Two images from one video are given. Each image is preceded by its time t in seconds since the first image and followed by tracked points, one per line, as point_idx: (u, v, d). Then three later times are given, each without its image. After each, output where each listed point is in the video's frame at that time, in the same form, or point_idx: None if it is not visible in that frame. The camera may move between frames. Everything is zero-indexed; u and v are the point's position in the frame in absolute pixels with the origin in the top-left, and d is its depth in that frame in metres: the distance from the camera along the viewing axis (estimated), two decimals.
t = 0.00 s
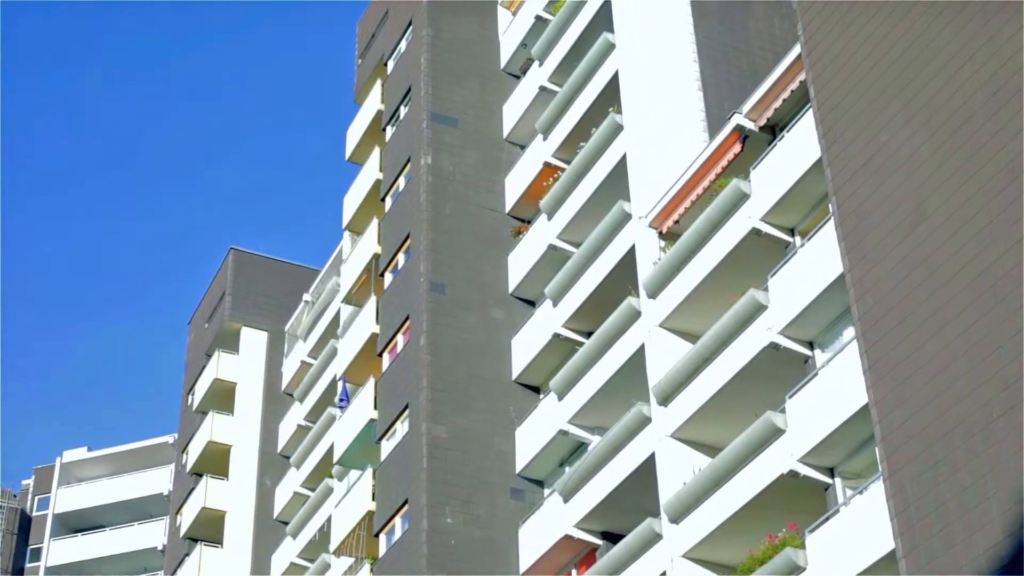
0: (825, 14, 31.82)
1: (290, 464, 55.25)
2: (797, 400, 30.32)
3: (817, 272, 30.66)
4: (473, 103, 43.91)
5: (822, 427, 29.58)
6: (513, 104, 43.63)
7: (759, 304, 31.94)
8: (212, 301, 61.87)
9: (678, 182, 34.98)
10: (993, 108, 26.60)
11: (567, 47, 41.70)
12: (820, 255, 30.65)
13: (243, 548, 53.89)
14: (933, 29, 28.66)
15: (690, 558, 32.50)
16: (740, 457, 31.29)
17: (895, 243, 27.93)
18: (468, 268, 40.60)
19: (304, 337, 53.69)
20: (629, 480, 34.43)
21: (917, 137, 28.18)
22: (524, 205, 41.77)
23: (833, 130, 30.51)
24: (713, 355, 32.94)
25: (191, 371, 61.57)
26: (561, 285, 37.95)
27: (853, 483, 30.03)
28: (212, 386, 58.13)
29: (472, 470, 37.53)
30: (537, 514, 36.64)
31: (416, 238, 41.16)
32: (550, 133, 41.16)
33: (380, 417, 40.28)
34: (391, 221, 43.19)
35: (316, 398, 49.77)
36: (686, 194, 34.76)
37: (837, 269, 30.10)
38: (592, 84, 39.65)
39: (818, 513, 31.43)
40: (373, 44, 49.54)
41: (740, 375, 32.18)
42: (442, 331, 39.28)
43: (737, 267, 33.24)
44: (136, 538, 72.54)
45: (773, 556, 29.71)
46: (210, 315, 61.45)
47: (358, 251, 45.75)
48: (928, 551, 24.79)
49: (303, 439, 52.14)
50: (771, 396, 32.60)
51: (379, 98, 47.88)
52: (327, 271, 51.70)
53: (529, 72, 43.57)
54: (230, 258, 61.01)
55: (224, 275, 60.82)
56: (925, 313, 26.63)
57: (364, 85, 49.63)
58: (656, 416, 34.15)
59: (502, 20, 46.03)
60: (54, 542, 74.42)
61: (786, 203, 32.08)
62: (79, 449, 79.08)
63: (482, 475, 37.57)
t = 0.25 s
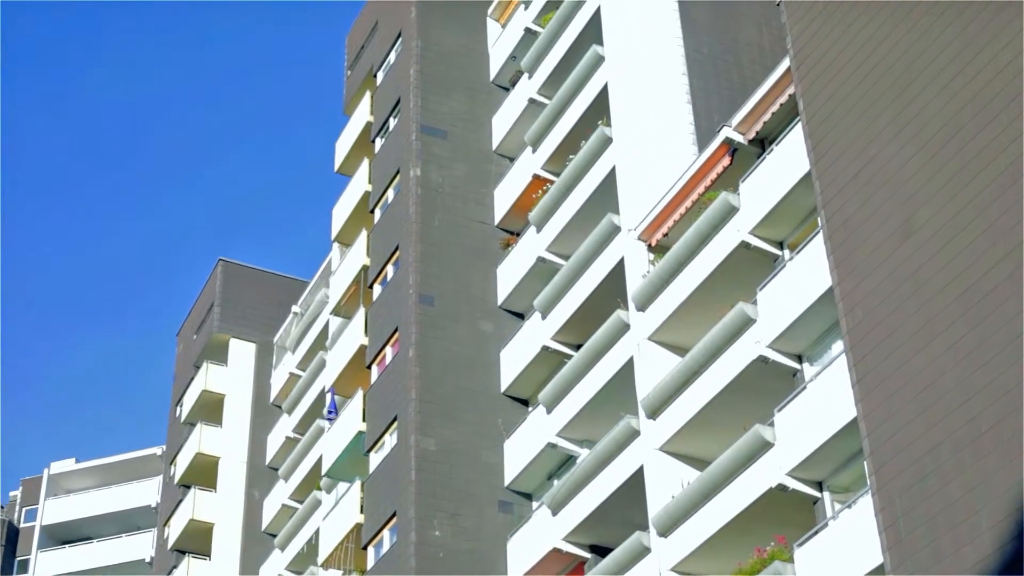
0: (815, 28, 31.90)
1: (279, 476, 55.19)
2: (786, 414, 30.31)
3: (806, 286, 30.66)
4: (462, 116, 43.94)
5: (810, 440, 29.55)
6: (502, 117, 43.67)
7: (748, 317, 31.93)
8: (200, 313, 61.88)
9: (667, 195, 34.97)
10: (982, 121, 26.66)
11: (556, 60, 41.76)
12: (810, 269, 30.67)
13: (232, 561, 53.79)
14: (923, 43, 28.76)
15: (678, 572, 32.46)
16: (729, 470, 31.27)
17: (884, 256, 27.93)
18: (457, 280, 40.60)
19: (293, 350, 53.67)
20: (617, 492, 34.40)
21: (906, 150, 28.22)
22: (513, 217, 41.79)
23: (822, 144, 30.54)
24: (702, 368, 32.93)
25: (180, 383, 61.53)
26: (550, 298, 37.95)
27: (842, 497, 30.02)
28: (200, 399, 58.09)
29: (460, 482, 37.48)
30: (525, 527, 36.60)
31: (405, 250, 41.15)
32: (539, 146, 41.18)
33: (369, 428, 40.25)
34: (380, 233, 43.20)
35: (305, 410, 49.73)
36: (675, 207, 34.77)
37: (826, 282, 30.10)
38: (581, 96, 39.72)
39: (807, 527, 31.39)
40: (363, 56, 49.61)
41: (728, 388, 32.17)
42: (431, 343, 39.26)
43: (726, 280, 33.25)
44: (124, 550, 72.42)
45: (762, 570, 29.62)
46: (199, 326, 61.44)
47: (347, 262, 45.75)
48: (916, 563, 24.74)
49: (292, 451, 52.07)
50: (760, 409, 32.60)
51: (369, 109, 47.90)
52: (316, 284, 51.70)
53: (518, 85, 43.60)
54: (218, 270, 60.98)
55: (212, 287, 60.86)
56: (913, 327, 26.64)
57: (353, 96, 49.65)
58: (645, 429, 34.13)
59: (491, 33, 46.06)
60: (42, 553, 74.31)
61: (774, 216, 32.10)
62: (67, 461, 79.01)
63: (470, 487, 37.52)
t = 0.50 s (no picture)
0: (802, 46, 32.04)
1: (264, 490, 55.07)
2: (772, 429, 30.36)
3: (793, 301, 30.73)
4: (451, 130, 43.98)
5: (797, 456, 29.57)
6: (490, 132, 43.71)
7: (735, 333, 31.98)
8: (187, 327, 61.83)
9: (655, 211, 34.99)
10: (969, 138, 26.79)
11: (544, 75, 41.86)
12: (797, 284, 30.72)
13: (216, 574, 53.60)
14: (910, 60, 28.92)
15: None
16: (715, 485, 31.29)
17: (870, 273, 27.99)
18: (445, 295, 40.59)
19: (279, 363, 53.61)
20: (604, 508, 34.41)
21: (893, 167, 28.33)
22: (502, 232, 41.82)
23: (809, 161, 30.62)
24: (689, 383, 32.97)
25: (166, 397, 61.43)
26: (537, 313, 37.98)
27: (829, 512, 30.09)
28: (186, 412, 57.99)
29: (447, 497, 37.42)
30: (512, 542, 36.58)
31: (393, 264, 41.13)
32: (527, 161, 41.23)
33: (356, 443, 40.20)
34: (368, 248, 43.19)
35: (291, 424, 49.64)
36: (663, 222, 34.80)
37: (813, 298, 30.17)
38: (570, 112, 39.75)
39: (793, 543, 31.42)
40: (351, 71, 49.62)
41: (715, 403, 32.20)
42: (418, 357, 39.23)
43: (713, 296, 33.30)
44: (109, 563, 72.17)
45: None
46: (186, 340, 61.40)
47: (334, 276, 45.73)
48: None
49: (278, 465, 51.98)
50: (746, 425, 32.64)
51: (357, 124, 47.92)
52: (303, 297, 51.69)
53: (507, 100, 43.66)
54: (206, 283, 60.95)
55: (199, 302, 60.88)
56: (899, 344, 26.70)
57: (342, 110, 49.66)
58: (631, 445, 34.17)
59: (480, 48, 46.11)
60: (26, 567, 74.04)
61: (762, 232, 32.17)
62: (52, 474, 78.82)
63: (456, 501, 37.46)
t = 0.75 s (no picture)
0: (791, 62, 32.11)
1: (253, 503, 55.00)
2: (761, 444, 30.35)
3: (782, 316, 30.77)
4: (441, 144, 44.01)
5: (786, 471, 29.55)
6: (481, 145, 43.77)
7: (724, 347, 32.01)
8: (176, 339, 61.79)
9: (644, 225, 35.05)
10: (959, 153, 26.85)
11: (535, 89, 42.01)
12: (786, 299, 30.76)
13: None
14: (899, 75, 29.00)
15: None
16: (704, 500, 31.28)
17: (858, 288, 28.00)
18: (434, 308, 40.58)
19: (269, 376, 53.60)
20: (592, 522, 34.41)
21: (882, 182, 28.39)
22: (491, 245, 41.83)
23: (798, 176, 30.66)
24: (678, 398, 32.99)
25: (155, 409, 61.35)
26: (526, 327, 38.01)
27: (818, 527, 30.09)
28: (175, 424, 57.92)
29: (436, 511, 37.35)
30: (500, 556, 36.59)
31: (382, 277, 41.12)
32: (517, 175, 41.30)
33: (344, 456, 40.16)
34: (357, 261, 43.20)
35: (280, 436, 49.61)
36: (652, 236, 34.82)
37: (802, 313, 30.21)
38: (560, 126, 39.89)
39: (781, 558, 31.41)
40: (342, 83, 49.67)
41: (704, 418, 32.22)
42: (407, 370, 39.21)
43: (702, 310, 33.34)
44: None
45: None
46: (175, 352, 61.36)
47: (324, 289, 45.74)
48: None
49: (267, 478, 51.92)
50: (734, 440, 32.66)
51: (347, 137, 47.97)
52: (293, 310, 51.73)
53: (497, 113, 43.67)
54: (195, 296, 61.10)
55: (189, 314, 60.88)
56: (887, 359, 26.70)
57: (332, 123, 49.66)
58: (620, 459, 34.18)
59: (471, 61, 46.21)
60: None
61: (751, 247, 32.21)
62: (40, 486, 78.64)
63: (444, 515, 37.40)
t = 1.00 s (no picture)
0: (782, 78, 32.24)
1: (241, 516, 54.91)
2: (750, 460, 30.40)
3: (771, 332, 30.83)
4: (432, 159, 44.07)
5: (774, 487, 29.59)
6: (471, 160, 43.84)
7: (713, 363, 32.07)
8: (165, 352, 61.77)
9: (633, 241, 35.12)
10: (949, 170, 26.93)
11: (526, 104, 42.13)
12: (775, 315, 30.82)
13: None
14: (889, 92, 29.11)
15: None
16: (692, 515, 31.38)
17: (847, 304, 28.08)
18: (424, 323, 40.59)
19: (258, 390, 53.58)
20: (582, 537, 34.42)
21: (871, 199, 28.48)
22: (481, 260, 41.83)
23: (787, 192, 30.76)
24: (667, 413, 33.04)
25: (143, 421, 61.28)
26: (516, 341, 38.05)
27: (806, 542, 30.16)
28: (164, 437, 57.84)
29: (425, 525, 37.26)
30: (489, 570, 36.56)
31: (372, 291, 41.11)
32: (508, 190, 41.39)
33: (333, 470, 40.12)
34: (347, 275, 43.22)
35: (269, 450, 49.56)
36: (642, 251, 34.89)
37: (791, 329, 30.27)
38: (551, 141, 40.02)
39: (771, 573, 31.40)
40: (333, 97, 49.72)
41: (693, 433, 32.25)
42: (397, 384, 39.19)
43: (691, 326, 33.40)
44: None
45: None
46: (164, 365, 61.33)
47: (313, 303, 45.76)
48: None
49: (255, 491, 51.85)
50: (723, 455, 32.70)
51: (338, 150, 48.01)
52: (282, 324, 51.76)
53: (488, 128, 43.78)
54: (185, 308, 61.10)
55: (178, 326, 60.90)
56: (875, 375, 26.76)
57: (323, 138, 49.78)
58: (609, 474, 34.24)
59: (462, 76, 46.33)
60: None
61: (740, 263, 32.30)
62: (28, 498, 78.48)
63: (434, 529, 37.30)
